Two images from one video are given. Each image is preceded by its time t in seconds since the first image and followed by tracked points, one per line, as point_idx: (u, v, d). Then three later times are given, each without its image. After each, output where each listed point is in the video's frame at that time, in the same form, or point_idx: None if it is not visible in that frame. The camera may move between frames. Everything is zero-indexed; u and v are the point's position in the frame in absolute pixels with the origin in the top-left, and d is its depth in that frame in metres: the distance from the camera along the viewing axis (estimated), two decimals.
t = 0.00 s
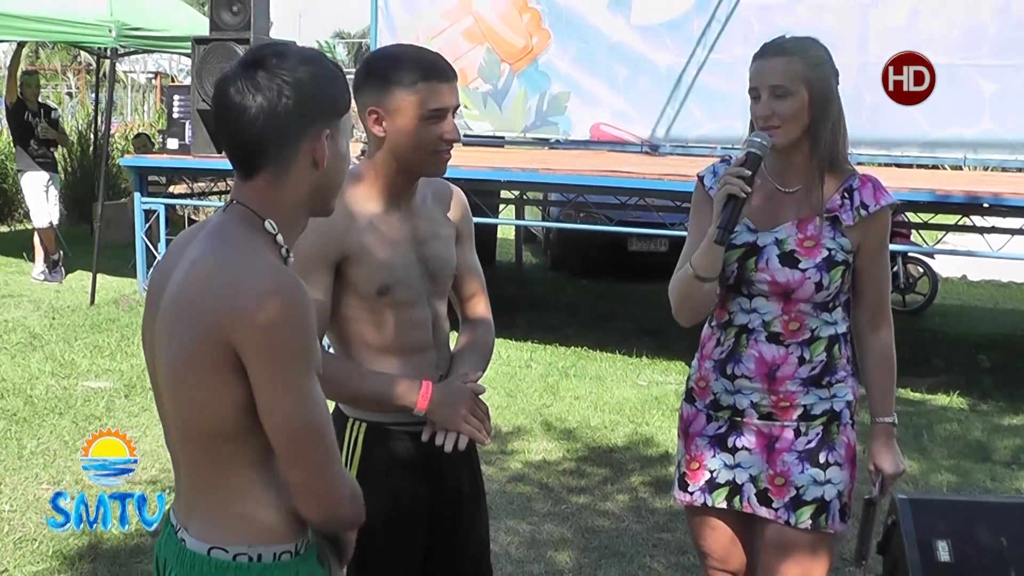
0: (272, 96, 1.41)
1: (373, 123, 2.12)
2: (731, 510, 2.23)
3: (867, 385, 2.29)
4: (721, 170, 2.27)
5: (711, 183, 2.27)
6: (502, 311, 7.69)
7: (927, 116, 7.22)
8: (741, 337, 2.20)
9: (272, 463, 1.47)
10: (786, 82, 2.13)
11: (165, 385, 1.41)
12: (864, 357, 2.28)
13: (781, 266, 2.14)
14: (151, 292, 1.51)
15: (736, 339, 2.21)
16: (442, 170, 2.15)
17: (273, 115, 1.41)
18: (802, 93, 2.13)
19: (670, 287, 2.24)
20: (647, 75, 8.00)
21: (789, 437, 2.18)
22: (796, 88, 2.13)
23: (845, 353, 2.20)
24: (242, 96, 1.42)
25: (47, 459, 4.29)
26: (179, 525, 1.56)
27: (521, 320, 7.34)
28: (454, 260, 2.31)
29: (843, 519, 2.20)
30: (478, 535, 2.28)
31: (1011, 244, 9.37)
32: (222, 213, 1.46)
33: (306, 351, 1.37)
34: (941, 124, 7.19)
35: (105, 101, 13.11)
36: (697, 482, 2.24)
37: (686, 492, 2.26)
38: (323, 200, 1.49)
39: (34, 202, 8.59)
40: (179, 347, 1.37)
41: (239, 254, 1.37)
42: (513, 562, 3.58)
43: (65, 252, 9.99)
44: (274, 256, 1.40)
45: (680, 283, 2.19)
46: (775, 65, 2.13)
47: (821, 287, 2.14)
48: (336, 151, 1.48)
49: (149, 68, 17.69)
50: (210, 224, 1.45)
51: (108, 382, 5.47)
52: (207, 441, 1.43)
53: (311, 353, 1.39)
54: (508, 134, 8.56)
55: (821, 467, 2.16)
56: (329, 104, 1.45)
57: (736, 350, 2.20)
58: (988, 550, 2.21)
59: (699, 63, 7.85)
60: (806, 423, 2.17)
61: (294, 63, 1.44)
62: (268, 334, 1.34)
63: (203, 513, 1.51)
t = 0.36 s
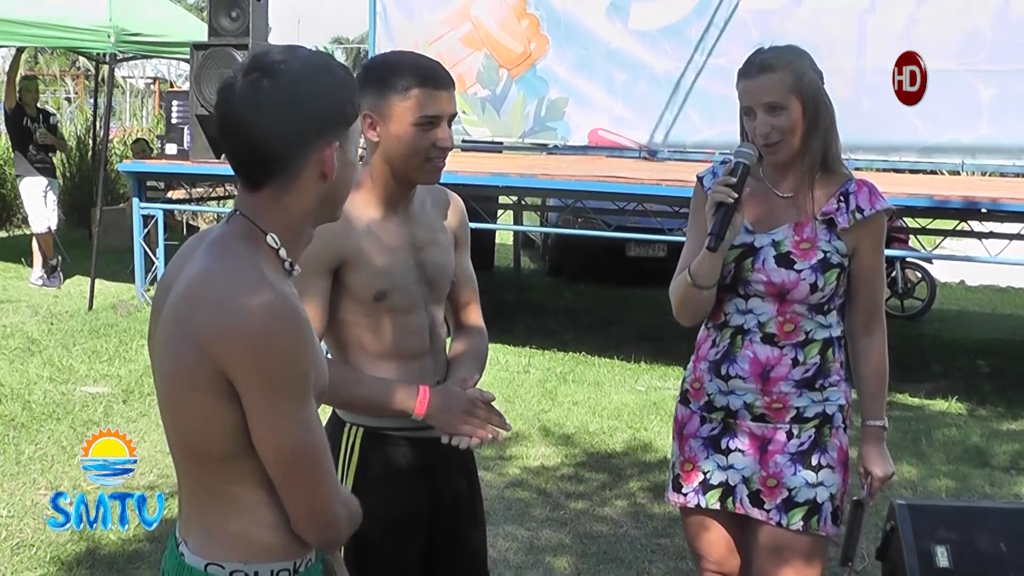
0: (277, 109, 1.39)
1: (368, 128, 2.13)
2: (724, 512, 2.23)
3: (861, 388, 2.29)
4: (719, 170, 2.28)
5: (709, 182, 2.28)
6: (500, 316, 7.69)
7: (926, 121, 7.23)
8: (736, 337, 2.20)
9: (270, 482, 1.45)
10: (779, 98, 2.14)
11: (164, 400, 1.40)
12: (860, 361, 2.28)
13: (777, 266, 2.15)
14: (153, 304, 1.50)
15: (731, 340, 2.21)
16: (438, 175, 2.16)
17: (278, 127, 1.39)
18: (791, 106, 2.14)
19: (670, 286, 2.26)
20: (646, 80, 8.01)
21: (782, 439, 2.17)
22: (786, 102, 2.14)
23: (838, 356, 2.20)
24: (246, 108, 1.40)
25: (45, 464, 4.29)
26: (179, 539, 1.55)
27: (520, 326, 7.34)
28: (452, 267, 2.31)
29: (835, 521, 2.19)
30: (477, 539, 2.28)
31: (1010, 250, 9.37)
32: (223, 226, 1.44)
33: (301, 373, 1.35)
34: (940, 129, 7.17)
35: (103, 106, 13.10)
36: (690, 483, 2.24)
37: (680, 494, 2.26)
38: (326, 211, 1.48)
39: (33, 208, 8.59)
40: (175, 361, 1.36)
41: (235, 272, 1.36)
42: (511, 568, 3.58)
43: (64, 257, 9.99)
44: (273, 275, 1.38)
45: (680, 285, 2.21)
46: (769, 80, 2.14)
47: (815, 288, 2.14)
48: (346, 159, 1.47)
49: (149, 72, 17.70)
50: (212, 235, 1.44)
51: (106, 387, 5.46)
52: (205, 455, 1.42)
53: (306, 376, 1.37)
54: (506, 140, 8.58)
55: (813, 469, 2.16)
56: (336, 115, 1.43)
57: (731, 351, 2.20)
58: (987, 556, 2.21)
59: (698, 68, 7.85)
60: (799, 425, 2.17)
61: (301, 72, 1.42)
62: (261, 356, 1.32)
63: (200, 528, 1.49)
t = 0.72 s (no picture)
0: (287, 123, 1.39)
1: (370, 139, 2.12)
2: (722, 522, 2.22)
3: (858, 399, 2.28)
4: (719, 184, 2.26)
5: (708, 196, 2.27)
6: (500, 327, 7.68)
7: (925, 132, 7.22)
8: (735, 348, 2.21)
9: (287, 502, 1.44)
10: (774, 115, 2.14)
11: (181, 419, 1.40)
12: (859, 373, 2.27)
13: (775, 278, 2.16)
14: (166, 319, 1.49)
15: (730, 350, 2.21)
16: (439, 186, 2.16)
17: (287, 142, 1.39)
18: (787, 123, 2.14)
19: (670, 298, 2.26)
20: (646, 92, 8.01)
21: (780, 449, 2.17)
22: (780, 120, 2.14)
23: (836, 367, 2.20)
24: (254, 123, 1.39)
25: (45, 476, 4.29)
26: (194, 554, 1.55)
27: (519, 337, 7.34)
28: (453, 277, 2.31)
29: (834, 533, 2.18)
30: (478, 550, 2.28)
31: (1010, 261, 9.37)
32: (237, 243, 1.44)
33: (314, 400, 1.34)
34: (939, 141, 7.16)
35: (103, 117, 13.11)
36: (689, 493, 2.23)
37: (678, 504, 2.25)
38: (338, 223, 1.47)
39: (33, 219, 8.60)
40: (190, 382, 1.36)
41: (250, 296, 1.35)
42: None
43: (64, 268, 10.00)
44: (288, 298, 1.37)
45: (679, 299, 2.21)
46: (763, 98, 2.14)
47: (813, 300, 2.15)
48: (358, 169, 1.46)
49: (148, 84, 17.73)
50: (228, 253, 1.44)
51: (106, 398, 5.46)
52: (220, 476, 1.42)
53: (321, 402, 1.36)
54: (506, 151, 8.55)
55: (811, 479, 2.15)
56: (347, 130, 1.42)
57: (729, 362, 2.21)
58: (987, 568, 2.20)
59: (697, 79, 7.86)
60: (797, 436, 2.17)
61: (311, 88, 1.41)
62: (273, 384, 1.31)
63: (215, 545, 1.49)
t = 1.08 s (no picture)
0: (282, 126, 1.39)
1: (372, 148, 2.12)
2: (720, 529, 2.22)
3: (857, 406, 2.28)
4: (713, 196, 2.27)
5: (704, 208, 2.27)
6: (500, 336, 7.68)
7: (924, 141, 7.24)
8: (732, 358, 2.21)
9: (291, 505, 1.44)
10: (770, 127, 2.15)
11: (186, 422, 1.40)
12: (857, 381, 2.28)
13: (770, 290, 2.16)
14: (169, 322, 1.49)
15: (727, 360, 2.21)
16: (439, 192, 2.16)
17: (282, 145, 1.39)
18: (784, 134, 2.16)
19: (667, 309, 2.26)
20: (645, 101, 8.01)
21: (777, 457, 2.17)
22: (775, 131, 2.16)
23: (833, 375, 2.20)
24: (250, 128, 1.40)
25: (44, 484, 4.28)
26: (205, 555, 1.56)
27: (519, 346, 7.34)
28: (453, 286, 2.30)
29: (832, 540, 2.18)
30: (477, 555, 2.28)
31: (1009, 270, 9.39)
32: (240, 249, 1.44)
33: (313, 406, 1.34)
34: (938, 150, 7.19)
35: (103, 126, 13.11)
36: (686, 501, 2.23)
37: (676, 511, 2.25)
38: (337, 229, 1.47)
39: (33, 228, 8.61)
40: (192, 384, 1.36)
41: (250, 301, 1.35)
42: None
43: (64, 277, 10.00)
44: (289, 303, 1.37)
45: (675, 310, 2.20)
46: (759, 108, 2.15)
47: (809, 311, 2.15)
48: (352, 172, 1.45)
49: (148, 92, 17.75)
50: (232, 256, 1.44)
51: (106, 407, 5.46)
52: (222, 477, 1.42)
53: (319, 408, 1.35)
54: (504, 159, 8.57)
55: (808, 487, 2.15)
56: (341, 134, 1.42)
57: (727, 371, 2.21)
58: None
59: (697, 88, 7.86)
60: (794, 444, 2.17)
61: (306, 94, 1.42)
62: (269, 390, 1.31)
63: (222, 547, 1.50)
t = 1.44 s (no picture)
0: (263, 129, 1.43)
1: (370, 151, 2.13)
2: (727, 530, 2.20)
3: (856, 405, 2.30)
4: (703, 204, 2.27)
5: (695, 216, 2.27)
6: (500, 339, 7.68)
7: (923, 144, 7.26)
8: (732, 363, 2.20)
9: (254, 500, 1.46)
10: (761, 128, 2.15)
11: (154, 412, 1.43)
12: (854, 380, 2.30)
13: (767, 294, 2.16)
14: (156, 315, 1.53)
15: (727, 365, 2.21)
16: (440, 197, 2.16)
17: (261, 145, 1.42)
18: (776, 135, 2.16)
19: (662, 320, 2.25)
20: (645, 104, 8.01)
21: (784, 454, 2.16)
22: (766, 132, 2.16)
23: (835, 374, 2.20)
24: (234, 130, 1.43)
25: (44, 488, 4.28)
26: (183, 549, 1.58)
27: (519, 349, 7.34)
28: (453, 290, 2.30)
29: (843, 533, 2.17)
30: (480, 555, 2.27)
31: (1009, 273, 9.39)
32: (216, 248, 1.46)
33: (269, 399, 1.35)
34: (937, 153, 7.21)
35: (103, 129, 13.11)
36: (695, 504, 2.21)
37: (684, 516, 2.23)
38: (314, 232, 1.50)
39: (33, 231, 8.60)
40: (157, 375, 1.39)
41: (217, 294, 1.37)
42: None
43: (64, 280, 10.00)
44: (256, 300, 1.39)
45: (671, 318, 2.20)
46: (749, 110, 2.15)
47: (807, 312, 2.16)
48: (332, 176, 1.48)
49: (148, 95, 17.75)
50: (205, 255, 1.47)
51: (106, 410, 5.45)
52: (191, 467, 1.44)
53: (276, 403, 1.37)
54: (504, 163, 8.58)
55: (815, 480, 2.15)
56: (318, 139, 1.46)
57: (728, 377, 2.20)
58: None
59: (697, 91, 7.85)
60: (800, 439, 2.16)
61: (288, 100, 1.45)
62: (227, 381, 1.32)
63: (195, 539, 1.53)
